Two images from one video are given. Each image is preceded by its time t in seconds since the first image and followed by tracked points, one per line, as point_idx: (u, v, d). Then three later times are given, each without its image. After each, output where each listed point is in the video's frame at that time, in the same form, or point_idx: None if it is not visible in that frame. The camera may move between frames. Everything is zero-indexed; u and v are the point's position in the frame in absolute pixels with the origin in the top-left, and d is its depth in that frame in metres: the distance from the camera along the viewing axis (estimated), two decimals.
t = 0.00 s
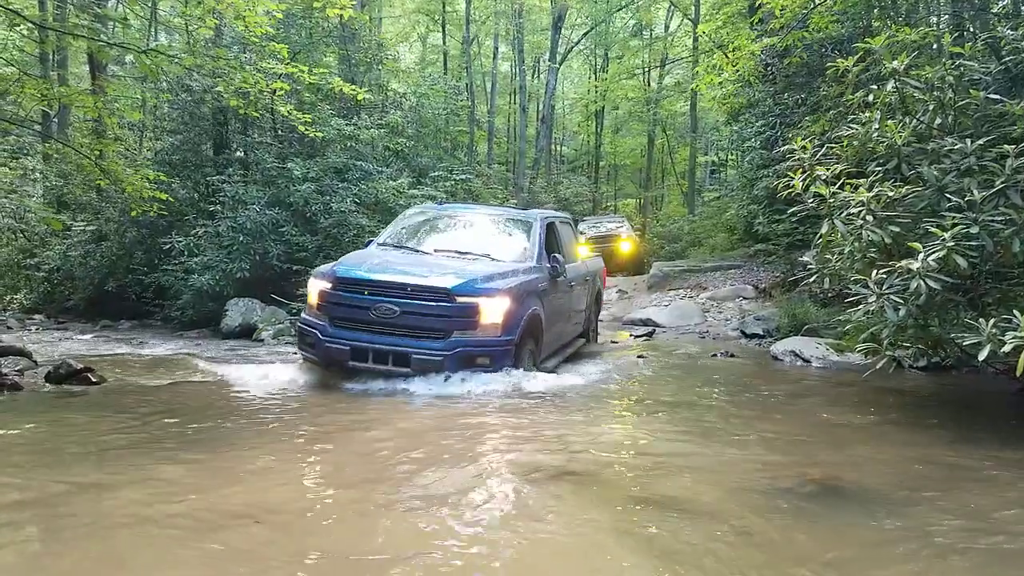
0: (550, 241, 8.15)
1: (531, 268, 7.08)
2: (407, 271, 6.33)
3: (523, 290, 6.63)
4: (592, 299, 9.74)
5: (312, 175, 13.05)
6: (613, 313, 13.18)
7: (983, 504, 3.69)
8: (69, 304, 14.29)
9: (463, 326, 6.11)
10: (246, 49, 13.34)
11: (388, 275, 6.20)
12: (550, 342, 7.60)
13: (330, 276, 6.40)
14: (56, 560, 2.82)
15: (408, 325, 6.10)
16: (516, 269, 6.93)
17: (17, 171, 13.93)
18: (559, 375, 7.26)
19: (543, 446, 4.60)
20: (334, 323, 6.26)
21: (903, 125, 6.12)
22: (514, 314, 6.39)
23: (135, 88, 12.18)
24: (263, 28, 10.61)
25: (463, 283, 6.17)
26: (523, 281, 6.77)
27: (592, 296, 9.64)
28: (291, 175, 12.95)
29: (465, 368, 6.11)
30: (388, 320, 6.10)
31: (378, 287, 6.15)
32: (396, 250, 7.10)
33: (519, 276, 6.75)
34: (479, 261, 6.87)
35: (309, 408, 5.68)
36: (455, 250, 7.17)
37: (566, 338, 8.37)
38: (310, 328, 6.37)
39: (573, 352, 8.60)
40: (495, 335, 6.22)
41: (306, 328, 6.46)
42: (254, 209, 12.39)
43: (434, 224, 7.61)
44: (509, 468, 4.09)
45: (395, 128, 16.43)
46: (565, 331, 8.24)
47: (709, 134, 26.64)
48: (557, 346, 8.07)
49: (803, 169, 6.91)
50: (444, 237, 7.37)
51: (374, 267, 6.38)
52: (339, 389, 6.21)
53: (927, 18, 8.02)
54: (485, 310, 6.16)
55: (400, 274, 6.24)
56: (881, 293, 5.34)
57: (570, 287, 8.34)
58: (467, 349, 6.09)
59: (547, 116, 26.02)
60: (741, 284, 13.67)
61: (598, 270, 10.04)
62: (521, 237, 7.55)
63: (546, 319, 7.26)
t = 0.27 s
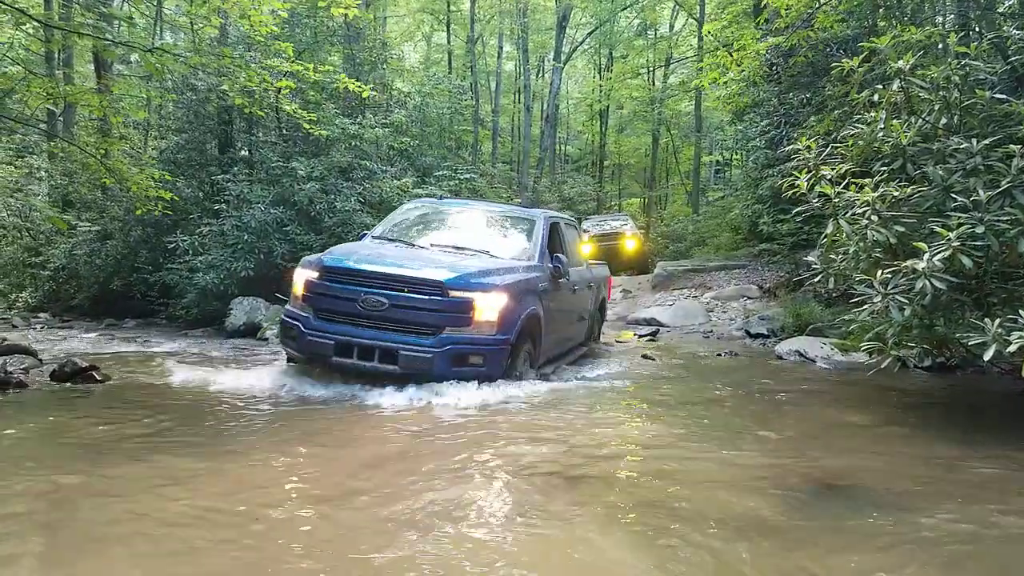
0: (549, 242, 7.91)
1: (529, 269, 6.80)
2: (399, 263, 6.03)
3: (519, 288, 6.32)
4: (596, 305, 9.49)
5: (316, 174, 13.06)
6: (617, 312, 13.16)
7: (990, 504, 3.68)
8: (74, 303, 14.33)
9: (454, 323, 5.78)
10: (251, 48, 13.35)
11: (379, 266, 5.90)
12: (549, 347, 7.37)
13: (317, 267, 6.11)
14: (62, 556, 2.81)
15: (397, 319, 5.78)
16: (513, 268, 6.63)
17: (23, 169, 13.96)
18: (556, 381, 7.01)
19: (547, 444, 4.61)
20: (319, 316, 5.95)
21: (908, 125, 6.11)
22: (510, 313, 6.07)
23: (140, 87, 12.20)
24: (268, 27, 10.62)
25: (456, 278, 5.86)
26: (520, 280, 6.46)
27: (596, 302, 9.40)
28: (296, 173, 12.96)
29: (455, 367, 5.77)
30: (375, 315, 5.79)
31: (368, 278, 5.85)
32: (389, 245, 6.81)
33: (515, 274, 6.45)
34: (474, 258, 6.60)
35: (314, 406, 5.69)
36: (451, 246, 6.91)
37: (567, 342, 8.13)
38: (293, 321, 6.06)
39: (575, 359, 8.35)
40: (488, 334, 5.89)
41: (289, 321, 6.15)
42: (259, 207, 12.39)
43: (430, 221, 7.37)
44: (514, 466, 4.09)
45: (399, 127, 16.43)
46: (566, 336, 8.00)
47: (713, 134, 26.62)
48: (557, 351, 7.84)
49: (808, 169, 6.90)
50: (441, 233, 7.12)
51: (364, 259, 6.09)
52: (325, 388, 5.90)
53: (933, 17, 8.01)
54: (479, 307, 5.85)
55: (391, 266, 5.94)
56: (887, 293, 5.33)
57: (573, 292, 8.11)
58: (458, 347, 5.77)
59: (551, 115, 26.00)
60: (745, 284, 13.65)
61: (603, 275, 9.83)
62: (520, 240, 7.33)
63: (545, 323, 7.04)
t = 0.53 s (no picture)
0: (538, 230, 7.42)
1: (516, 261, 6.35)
2: (371, 263, 5.63)
3: (503, 282, 5.90)
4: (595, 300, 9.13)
5: (320, 174, 13.08)
6: (621, 312, 13.14)
7: (997, 505, 3.65)
8: (79, 302, 14.36)
9: (432, 323, 5.39)
10: (255, 47, 13.36)
11: (348, 267, 5.51)
12: (544, 348, 6.98)
13: (284, 272, 5.75)
14: (61, 557, 2.80)
15: (370, 323, 5.40)
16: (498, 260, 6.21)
17: (27, 169, 13.99)
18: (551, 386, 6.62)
19: (550, 443, 4.60)
20: (288, 325, 5.60)
21: (913, 123, 6.08)
22: (493, 309, 5.66)
23: (143, 87, 12.21)
24: (272, 26, 10.62)
25: (432, 275, 5.47)
26: (505, 273, 6.05)
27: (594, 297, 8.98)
28: (300, 173, 12.96)
29: (435, 371, 5.38)
30: (347, 320, 5.42)
31: (337, 281, 5.47)
32: (363, 245, 6.34)
33: (499, 269, 6.01)
34: (455, 254, 6.13)
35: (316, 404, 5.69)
36: (430, 244, 6.40)
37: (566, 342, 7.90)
38: (263, 332, 5.72)
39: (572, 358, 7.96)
40: (470, 333, 5.49)
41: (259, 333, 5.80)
42: (263, 207, 12.39)
43: (412, 215, 6.86)
44: (516, 466, 4.06)
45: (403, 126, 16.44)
46: (562, 335, 7.60)
47: (717, 133, 26.60)
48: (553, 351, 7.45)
49: (812, 168, 6.87)
50: (421, 229, 6.61)
51: (334, 261, 5.71)
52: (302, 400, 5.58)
53: (938, 15, 7.98)
54: (458, 305, 5.45)
55: (361, 266, 5.55)
56: (891, 292, 5.31)
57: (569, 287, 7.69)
58: (438, 349, 5.37)
59: (555, 115, 25.99)
60: (749, 283, 13.63)
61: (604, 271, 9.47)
62: (507, 233, 6.76)
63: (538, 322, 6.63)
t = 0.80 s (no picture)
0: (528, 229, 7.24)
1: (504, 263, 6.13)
2: (351, 264, 5.37)
3: (490, 287, 5.63)
4: (591, 300, 9.00)
5: (322, 173, 13.11)
6: (622, 310, 13.16)
7: (998, 504, 3.64)
8: (81, 301, 14.38)
9: (412, 330, 5.11)
10: (257, 46, 13.37)
11: (325, 268, 5.25)
12: (536, 350, 6.80)
13: (258, 274, 5.49)
14: (62, 557, 2.80)
15: (347, 327, 5.13)
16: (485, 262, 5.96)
17: (30, 169, 14.00)
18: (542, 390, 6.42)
19: (551, 441, 4.60)
20: (261, 329, 5.34)
21: (915, 123, 6.07)
22: (478, 313, 5.38)
23: (145, 86, 12.21)
24: (274, 25, 10.63)
25: (415, 278, 5.20)
26: (493, 277, 5.78)
27: (589, 298, 8.80)
28: (302, 172, 12.98)
29: (415, 380, 5.09)
30: (322, 325, 5.15)
31: (313, 283, 5.21)
32: (347, 245, 6.15)
33: (487, 271, 5.75)
34: (441, 254, 5.92)
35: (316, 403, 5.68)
36: (416, 243, 6.20)
37: (562, 344, 7.76)
38: (235, 337, 5.45)
39: (565, 361, 7.77)
40: (453, 339, 5.19)
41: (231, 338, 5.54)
42: (265, 207, 12.40)
43: (398, 214, 6.66)
44: (517, 465, 4.06)
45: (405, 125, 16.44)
46: (555, 337, 7.42)
47: (719, 132, 26.59)
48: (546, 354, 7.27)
49: (814, 167, 6.86)
50: (407, 228, 6.42)
51: (312, 262, 5.45)
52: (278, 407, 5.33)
53: (939, 14, 7.98)
54: (441, 309, 5.17)
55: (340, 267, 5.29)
56: (892, 291, 5.30)
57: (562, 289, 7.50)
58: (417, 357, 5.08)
59: (557, 114, 25.97)
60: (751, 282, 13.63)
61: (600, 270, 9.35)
62: (496, 232, 6.58)
63: (530, 324, 6.45)
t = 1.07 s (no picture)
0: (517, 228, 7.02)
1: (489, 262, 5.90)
2: (328, 267, 5.14)
3: (475, 287, 5.41)
4: (585, 298, 8.84)
5: (322, 172, 13.14)
6: (623, 309, 13.15)
7: (1001, 502, 3.63)
8: (81, 302, 14.37)
9: (392, 336, 4.89)
10: (256, 45, 13.37)
11: (301, 274, 5.01)
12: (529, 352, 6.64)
13: (226, 281, 5.23)
14: (59, 560, 2.77)
15: (325, 337, 4.91)
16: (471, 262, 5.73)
17: (29, 169, 13.99)
18: (538, 395, 6.30)
19: (551, 441, 4.60)
20: (233, 340, 5.10)
21: (915, 120, 6.06)
22: (463, 316, 5.16)
23: (145, 86, 12.20)
24: (274, 24, 10.62)
25: (395, 281, 4.98)
26: (478, 276, 5.55)
27: (582, 297, 8.64)
28: (303, 171, 13.04)
29: (399, 389, 4.89)
30: (298, 335, 4.93)
31: (287, 291, 4.98)
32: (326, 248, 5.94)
33: (472, 271, 5.52)
34: (425, 254, 5.69)
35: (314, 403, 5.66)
36: (400, 244, 6.01)
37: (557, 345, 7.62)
38: (206, 348, 5.20)
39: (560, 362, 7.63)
40: (438, 345, 4.99)
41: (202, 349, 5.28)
42: (265, 207, 12.48)
43: (380, 213, 6.47)
44: (517, 464, 4.04)
45: (405, 124, 16.44)
46: (550, 339, 7.29)
47: (719, 130, 26.59)
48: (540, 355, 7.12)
49: (814, 165, 6.86)
50: (393, 227, 6.23)
51: (284, 267, 5.21)
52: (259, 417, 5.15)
53: (939, 12, 7.98)
54: (423, 313, 4.96)
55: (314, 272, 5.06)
56: (892, 289, 5.30)
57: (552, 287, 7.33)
58: (399, 365, 4.87)
59: (557, 112, 25.95)
60: (751, 280, 13.62)
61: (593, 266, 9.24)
62: (482, 231, 6.35)
63: (519, 326, 6.28)
